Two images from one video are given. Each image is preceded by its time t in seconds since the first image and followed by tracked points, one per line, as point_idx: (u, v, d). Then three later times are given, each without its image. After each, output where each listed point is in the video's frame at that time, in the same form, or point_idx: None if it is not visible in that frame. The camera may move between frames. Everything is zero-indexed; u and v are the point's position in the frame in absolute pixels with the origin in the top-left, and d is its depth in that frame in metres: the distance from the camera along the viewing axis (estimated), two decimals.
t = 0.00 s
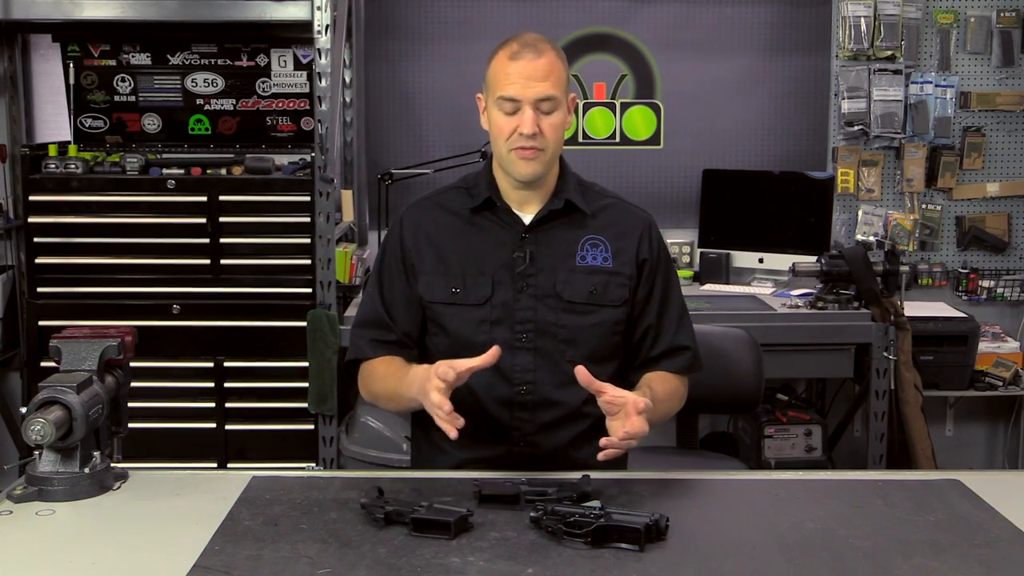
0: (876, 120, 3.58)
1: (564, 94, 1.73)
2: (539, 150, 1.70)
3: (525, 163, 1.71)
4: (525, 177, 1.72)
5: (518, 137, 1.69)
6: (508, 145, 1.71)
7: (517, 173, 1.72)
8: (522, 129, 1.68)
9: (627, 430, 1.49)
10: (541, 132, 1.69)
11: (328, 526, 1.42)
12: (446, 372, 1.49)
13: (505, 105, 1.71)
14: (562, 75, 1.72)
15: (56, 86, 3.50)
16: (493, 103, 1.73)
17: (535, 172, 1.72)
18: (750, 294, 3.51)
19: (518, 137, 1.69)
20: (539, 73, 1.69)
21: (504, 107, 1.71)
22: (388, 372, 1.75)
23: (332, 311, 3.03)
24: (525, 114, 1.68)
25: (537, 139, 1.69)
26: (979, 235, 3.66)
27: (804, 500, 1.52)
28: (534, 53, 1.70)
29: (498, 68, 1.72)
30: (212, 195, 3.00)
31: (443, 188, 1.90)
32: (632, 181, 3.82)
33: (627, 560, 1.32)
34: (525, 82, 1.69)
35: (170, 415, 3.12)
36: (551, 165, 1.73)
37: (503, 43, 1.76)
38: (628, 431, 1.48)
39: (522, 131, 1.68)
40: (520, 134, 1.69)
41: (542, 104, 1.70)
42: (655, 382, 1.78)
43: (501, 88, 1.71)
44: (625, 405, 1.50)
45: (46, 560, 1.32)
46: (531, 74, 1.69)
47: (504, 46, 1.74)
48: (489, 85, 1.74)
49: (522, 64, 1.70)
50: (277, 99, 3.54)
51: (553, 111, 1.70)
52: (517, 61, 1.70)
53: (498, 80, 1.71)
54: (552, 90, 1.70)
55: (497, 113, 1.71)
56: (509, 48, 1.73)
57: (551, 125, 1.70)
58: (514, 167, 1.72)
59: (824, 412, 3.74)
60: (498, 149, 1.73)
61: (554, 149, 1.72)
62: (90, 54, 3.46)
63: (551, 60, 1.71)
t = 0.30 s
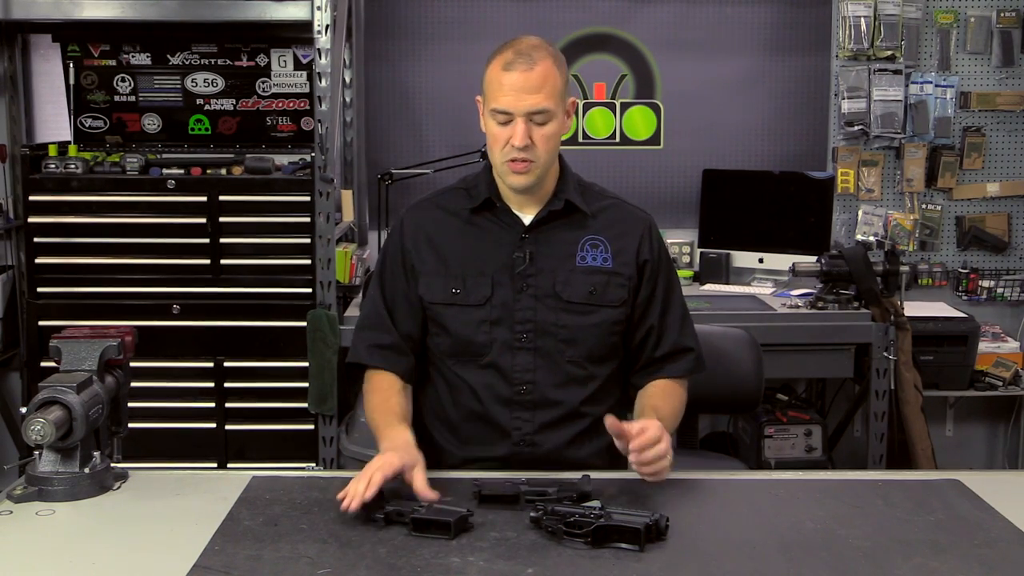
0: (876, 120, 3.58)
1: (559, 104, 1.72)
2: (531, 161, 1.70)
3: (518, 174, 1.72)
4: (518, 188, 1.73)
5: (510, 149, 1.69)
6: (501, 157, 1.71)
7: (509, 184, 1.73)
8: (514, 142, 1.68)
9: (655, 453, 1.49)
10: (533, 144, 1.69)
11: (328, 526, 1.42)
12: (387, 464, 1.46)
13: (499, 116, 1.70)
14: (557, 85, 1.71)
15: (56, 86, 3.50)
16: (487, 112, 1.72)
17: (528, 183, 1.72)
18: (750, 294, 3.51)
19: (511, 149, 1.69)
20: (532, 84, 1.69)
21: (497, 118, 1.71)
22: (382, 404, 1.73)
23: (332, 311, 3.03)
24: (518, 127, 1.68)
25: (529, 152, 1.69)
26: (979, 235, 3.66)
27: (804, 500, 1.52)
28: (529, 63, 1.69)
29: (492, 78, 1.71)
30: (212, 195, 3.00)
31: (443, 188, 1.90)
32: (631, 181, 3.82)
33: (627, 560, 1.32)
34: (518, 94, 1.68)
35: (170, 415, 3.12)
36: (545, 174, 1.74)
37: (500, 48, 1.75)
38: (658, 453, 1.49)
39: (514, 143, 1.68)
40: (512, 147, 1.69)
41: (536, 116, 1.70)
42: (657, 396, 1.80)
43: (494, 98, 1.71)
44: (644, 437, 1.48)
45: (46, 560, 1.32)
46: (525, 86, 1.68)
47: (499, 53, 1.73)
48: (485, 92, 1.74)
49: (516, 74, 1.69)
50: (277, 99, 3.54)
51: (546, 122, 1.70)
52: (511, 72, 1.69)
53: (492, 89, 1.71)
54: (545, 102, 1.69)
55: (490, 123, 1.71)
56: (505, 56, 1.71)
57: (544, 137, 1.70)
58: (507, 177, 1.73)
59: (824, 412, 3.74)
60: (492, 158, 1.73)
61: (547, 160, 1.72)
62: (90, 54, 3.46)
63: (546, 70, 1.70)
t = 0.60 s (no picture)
0: (876, 120, 3.58)
1: (562, 102, 1.72)
2: (537, 162, 1.71)
3: (524, 175, 1.72)
4: (525, 189, 1.73)
5: (516, 150, 1.70)
6: (507, 158, 1.71)
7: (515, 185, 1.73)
8: (519, 144, 1.68)
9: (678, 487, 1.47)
10: (539, 144, 1.69)
11: (329, 527, 1.42)
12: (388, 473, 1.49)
13: (503, 118, 1.70)
14: (560, 84, 1.71)
15: (56, 86, 3.50)
16: (490, 114, 1.72)
17: (535, 183, 1.73)
18: (750, 294, 3.51)
19: (516, 150, 1.70)
20: (536, 85, 1.68)
21: (501, 120, 1.70)
22: (376, 417, 1.74)
23: (332, 312, 3.03)
24: (523, 128, 1.68)
25: (535, 152, 1.70)
26: (979, 235, 3.66)
27: (804, 500, 1.52)
28: (531, 64, 1.69)
29: (494, 79, 1.71)
30: (212, 195, 3.00)
31: (444, 188, 1.90)
32: (632, 181, 3.82)
33: (627, 560, 1.32)
34: (521, 96, 1.68)
35: (170, 415, 3.12)
36: (550, 173, 1.75)
37: (500, 49, 1.74)
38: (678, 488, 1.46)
39: (520, 145, 1.69)
40: (518, 148, 1.69)
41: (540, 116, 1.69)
42: (668, 402, 1.80)
43: (497, 99, 1.70)
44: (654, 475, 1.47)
45: (46, 560, 1.32)
46: (528, 87, 1.68)
47: (500, 53, 1.72)
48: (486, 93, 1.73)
49: (519, 76, 1.68)
50: (277, 99, 3.54)
51: (551, 122, 1.70)
52: (514, 73, 1.68)
53: (494, 91, 1.70)
54: (549, 102, 1.68)
55: (494, 125, 1.71)
56: (506, 57, 1.71)
57: (549, 136, 1.70)
58: (512, 179, 1.73)
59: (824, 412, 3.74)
60: (497, 160, 1.73)
61: (552, 158, 1.72)
62: (90, 54, 3.46)
63: (548, 69, 1.69)
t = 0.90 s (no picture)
0: (876, 120, 3.58)
1: (564, 94, 1.73)
2: (539, 151, 1.70)
3: (526, 164, 1.71)
4: (527, 179, 1.72)
5: (518, 139, 1.70)
6: (509, 148, 1.71)
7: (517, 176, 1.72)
8: (522, 131, 1.68)
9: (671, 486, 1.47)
10: (541, 132, 1.69)
11: (329, 527, 1.42)
12: (389, 474, 1.49)
13: (505, 107, 1.71)
14: (561, 75, 1.72)
15: (56, 86, 3.50)
16: (492, 106, 1.73)
17: (537, 174, 1.72)
18: (750, 294, 3.51)
19: (519, 138, 1.69)
20: (537, 73, 1.70)
21: (503, 109, 1.71)
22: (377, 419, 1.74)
23: (332, 312, 3.03)
24: (525, 115, 1.69)
25: (537, 140, 1.69)
26: (979, 236, 3.65)
27: (805, 500, 1.52)
28: (532, 53, 1.70)
29: (496, 71, 1.72)
30: (212, 195, 3.00)
31: (445, 189, 1.90)
32: (632, 182, 3.82)
33: (627, 561, 1.32)
34: (523, 83, 1.69)
35: (170, 415, 3.12)
36: (552, 166, 1.74)
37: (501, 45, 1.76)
38: (672, 486, 1.46)
39: (522, 132, 1.69)
40: (520, 136, 1.69)
41: (542, 105, 1.70)
42: (668, 402, 1.81)
43: (499, 88, 1.72)
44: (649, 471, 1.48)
45: (46, 560, 1.32)
46: (530, 75, 1.69)
47: (501, 47, 1.74)
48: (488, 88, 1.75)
49: (521, 64, 1.70)
50: (277, 99, 3.54)
51: (553, 111, 1.70)
52: (515, 62, 1.70)
53: (496, 81, 1.72)
54: (551, 90, 1.70)
55: (496, 116, 1.72)
56: (507, 49, 1.73)
57: (551, 126, 1.70)
58: (514, 169, 1.72)
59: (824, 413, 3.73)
60: (499, 152, 1.73)
61: (555, 149, 1.72)
62: (90, 54, 3.46)
63: (550, 59, 1.71)
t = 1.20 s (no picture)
0: (876, 120, 3.58)
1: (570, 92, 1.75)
2: (547, 143, 1.70)
3: (533, 156, 1.71)
4: (534, 171, 1.71)
5: (527, 130, 1.70)
6: (517, 140, 1.71)
7: (524, 167, 1.71)
8: (531, 121, 1.69)
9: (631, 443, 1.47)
10: (549, 125, 1.70)
11: (329, 527, 1.42)
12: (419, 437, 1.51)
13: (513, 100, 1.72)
14: (568, 73, 1.75)
15: (56, 86, 3.50)
16: (499, 100, 1.74)
17: (544, 167, 1.72)
18: (750, 294, 3.51)
19: (527, 129, 1.69)
20: (546, 68, 1.72)
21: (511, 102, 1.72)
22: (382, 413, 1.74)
23: (332, 312, 3.03)
24: (534, 107, 1.70)
25: (546, 132, 1.69)
26: (979, 235, 3.65)
27: (805, 500, 1.52)
28: (541, 49, 1.73)
29: (505, 67, 1.74)
30: (212, 195, 3.00)
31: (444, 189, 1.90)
32: (632, 182, 3.82)
33: (627, 561, 1.32)
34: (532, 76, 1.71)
35: (170, 415, 3.12)
36: (558, 161, 1.74)
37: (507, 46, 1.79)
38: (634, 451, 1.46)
39: (531, 122, 1.69)
40: (529, 126, 1.69)
41: (550, 99, 1.72)
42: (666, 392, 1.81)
43: (508, 81, 1.73)
44: (621, 429, 1.47)
45: (46, 560, 1.32)
46: (539, 69, 1.71)
47: (509, 44, 1.77)
48: (495, 84, 1.76)
49: (530, 59, 1.72)
50: (277, 99, 3.54)
51: (560, 106, 1.72)
52: (524, 56, 1.72)
53: (504, 76, 1.73)
54: (558, 85, 1.72)
55: (504, 109, 1.72)
56: (515, 47, 1.75)
57: (559, 119, 1.71)
58: (522, 161, 1.71)
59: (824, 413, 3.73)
60: (505, 145, 1.73)
61: (561, 144, 1.72)
62: (90, 54, 3.46)
63: (557, 57, 1.74)
